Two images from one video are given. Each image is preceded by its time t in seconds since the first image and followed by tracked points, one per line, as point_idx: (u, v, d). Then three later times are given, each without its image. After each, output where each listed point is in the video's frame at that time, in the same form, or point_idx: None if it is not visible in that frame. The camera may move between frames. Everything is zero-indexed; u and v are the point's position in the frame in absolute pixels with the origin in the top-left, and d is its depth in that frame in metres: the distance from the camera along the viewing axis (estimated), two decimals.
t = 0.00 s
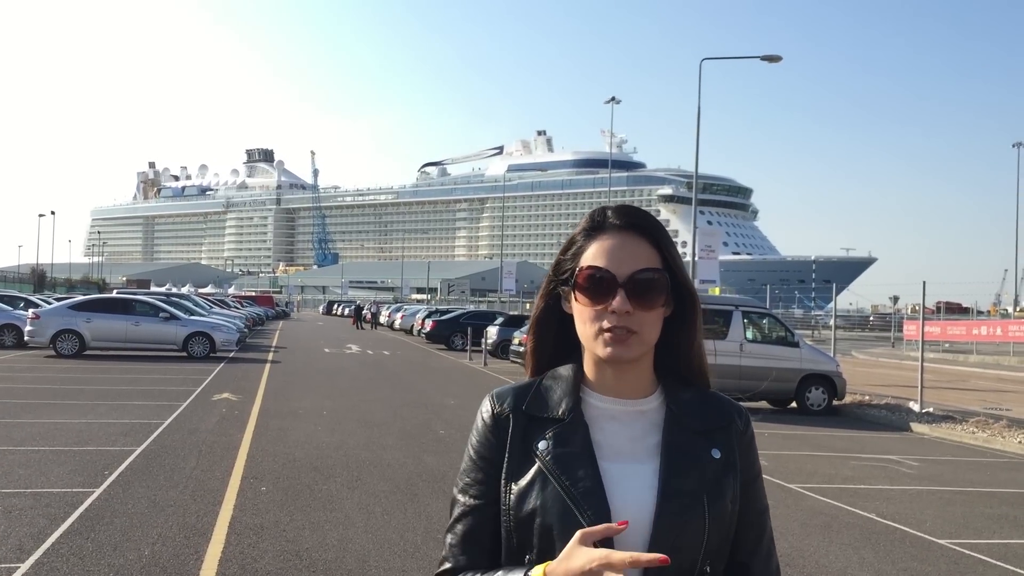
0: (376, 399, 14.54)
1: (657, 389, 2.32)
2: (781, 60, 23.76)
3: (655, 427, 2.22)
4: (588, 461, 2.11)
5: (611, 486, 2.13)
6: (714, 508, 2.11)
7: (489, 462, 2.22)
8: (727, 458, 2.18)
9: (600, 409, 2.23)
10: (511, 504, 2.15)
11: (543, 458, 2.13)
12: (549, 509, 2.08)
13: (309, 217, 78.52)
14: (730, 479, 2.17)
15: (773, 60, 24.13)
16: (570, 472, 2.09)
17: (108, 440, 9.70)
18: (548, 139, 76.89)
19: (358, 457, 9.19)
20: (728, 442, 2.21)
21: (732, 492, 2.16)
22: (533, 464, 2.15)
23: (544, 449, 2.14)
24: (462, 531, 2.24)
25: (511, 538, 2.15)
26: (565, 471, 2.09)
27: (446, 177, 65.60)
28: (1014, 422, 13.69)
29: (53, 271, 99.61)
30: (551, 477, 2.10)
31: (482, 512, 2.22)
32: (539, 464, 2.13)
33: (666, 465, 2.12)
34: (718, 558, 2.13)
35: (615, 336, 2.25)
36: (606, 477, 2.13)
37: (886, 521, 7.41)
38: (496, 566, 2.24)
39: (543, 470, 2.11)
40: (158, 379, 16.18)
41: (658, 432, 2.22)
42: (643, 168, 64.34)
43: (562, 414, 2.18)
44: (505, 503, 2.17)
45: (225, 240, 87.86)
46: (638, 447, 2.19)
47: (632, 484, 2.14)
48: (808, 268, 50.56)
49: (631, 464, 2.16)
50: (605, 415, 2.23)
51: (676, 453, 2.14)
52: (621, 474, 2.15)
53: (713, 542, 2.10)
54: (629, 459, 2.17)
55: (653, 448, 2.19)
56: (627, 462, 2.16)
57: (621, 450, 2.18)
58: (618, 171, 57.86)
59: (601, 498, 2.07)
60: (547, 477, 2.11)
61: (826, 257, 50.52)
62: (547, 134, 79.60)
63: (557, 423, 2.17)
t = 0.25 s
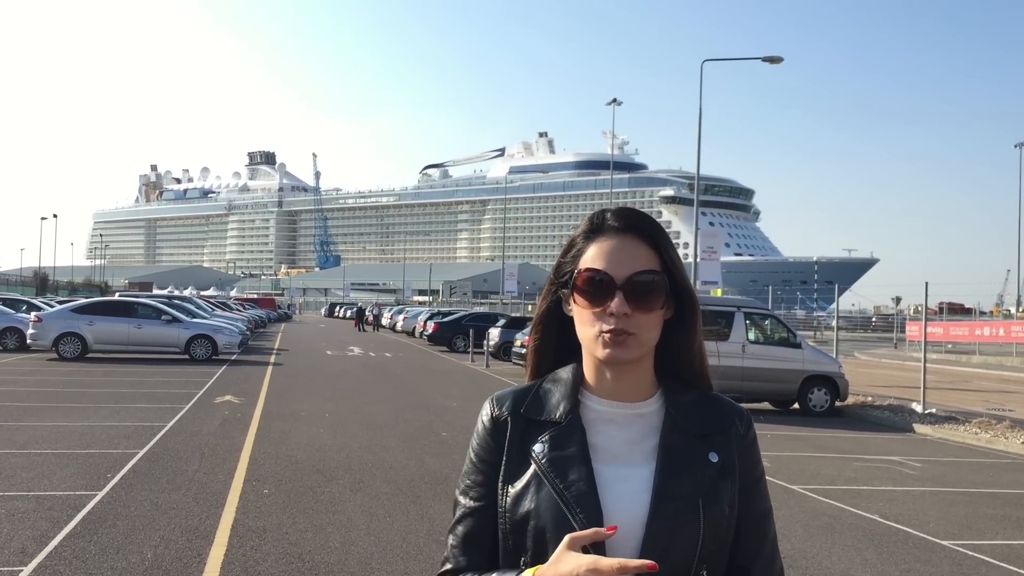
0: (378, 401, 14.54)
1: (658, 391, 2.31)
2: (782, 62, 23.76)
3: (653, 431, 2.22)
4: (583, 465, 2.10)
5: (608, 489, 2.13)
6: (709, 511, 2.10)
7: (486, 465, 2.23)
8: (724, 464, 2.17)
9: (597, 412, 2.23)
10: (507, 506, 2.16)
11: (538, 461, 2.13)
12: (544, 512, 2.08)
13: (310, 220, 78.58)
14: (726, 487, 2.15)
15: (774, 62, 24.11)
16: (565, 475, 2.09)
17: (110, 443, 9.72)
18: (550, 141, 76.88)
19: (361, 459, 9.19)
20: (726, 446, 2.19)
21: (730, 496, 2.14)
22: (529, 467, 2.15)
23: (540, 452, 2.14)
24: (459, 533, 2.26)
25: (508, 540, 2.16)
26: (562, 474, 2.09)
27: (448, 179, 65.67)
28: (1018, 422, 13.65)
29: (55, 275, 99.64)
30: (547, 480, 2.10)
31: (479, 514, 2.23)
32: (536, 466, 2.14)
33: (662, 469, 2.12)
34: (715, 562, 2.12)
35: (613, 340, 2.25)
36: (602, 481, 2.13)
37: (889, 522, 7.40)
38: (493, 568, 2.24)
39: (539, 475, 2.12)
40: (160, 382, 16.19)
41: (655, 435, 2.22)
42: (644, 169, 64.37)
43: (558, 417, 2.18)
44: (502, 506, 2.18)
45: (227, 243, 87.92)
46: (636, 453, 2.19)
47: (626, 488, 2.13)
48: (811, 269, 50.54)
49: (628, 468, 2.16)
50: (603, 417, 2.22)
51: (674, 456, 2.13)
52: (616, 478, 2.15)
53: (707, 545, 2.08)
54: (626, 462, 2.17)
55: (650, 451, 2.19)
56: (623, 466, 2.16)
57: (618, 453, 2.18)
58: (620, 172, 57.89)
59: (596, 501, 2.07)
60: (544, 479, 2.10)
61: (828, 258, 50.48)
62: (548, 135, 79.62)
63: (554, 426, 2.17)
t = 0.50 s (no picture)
0: (381, 404, 14.55)
1: (653, 394, 2.32)
2: (784, 64, 23.79)
3: (647, 432, 2.23)
4: (575, 468, 2.11)
5: (600, 492, 2.13)
6: (701, 515, 2.10)
7: (481, 470, 2.25)
8: (719, 466, 2.16)
9: (591, 416, 2.24)
10: (502, 509, 2.17)
11: (531, 465, 2.15)
12: (536, 518, 2.10)
13: (312, 223, 78.62)
14: (720, 488, 2.15)
15: (776, 64, 24.14)
16: (557, 479, 2.10)
17: (113, 446, 9.74)
18: (551, 144, 76.94)
19: (363, 462, 9.20)
20: (722, 449, 2.19)
21: (723, 499, 2.14)
22: (523, 471, 2.17)
23: (532, 456, 2.16)
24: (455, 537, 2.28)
25: (502, 543, 2.17)
26: (553, 478, 2.11)
27: (449, 181, 65.71)
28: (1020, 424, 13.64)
29: (57, 278, 99.72)
30: (540, 484, 2.12)
31: (474, 518, 2.25)
32: (529, 471, 2.15)
33: (654, 471, 2.12)
34: (709, 565, 2.13)
35: (609, 342, 2.26)
36: (595, 484, 2.14)
37: (891, 524, 7.39)
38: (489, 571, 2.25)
39: (534, 478, 2.13)
40: (162, 385, 16.21)
41: (649, 436, 2.22)
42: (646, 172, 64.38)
43: (553, 421, 2.19)
44: (495, 509, 2.20)
45: (229, 246, 87.97)
46: (630, 454, 2.19)
47: (619, 490, 2.14)
48: (813, 271, 50.50)
49: (620, 471, 2.16)
50: (598, 420, 2.23)
51: (667, 458, 2.13)
52: (609, 480, 2.15)
53: (700, 549, 2.08)
54: (618, 466, 2.17)
55: (643, 453, 2.19)
56: (616, 468, 2.17)
57: (611, 456, 2.19)
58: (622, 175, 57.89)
59: (588, 506, 2.08)
60: (538, 483, 2.12)
61: (830, 260, 50.44)
62: (550, 138, 79.67)
63: (549, 430, 2.18)
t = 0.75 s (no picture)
0: (383, 405, 14.56)
1: (651, 394, 2.32)
2: (786, 65, 23.80)
3: (644, 434, 2.23)
4: (572, 471, 2.11)
5: (597, 495, 2.13)
6: (697, 517, 2.09)
7: (480, 474, 2.26)
8: (716, 468, 2.15)
9: (587, 417, 2.24)
10: (500, 512, 2.18)
11: (528, 469, 2.15)
12: (534, 520, 2.10)
13: (315, 224, 78.71)
14: (717, 489, 2.14)
15: (778, 64, 24.15)
16: (555, 482, 2.10)
17: (116, 448, 9.75)
18: (553, 145, 76.98)
19: (365, 464, 9.21)
20: (719, 450, 2.18)
21: (719, 501, 2.13)
22: (520, 475, 2.17)
23: (529, 459, 2.16)
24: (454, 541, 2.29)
25: (500, 547, 2.18)
26: (550, 481, 2.11)
27: (452, 183, 65.77)
28: None
29: (60, 280, 99.88)
30: (537, 487, 2.12)
31: (473, 521, 2.26)
32: (526, 474, 2.16)
33: (652, 473, 2.12)
34: (706, 567, 2.12)
35: (607, 341, 2.25)
36: (593, 486, 2.14)
37: (894, 525, 7.39)
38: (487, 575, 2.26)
39: (532, 479, 2.13)
40: (165, 387, 16.23)
41: (648, 437, 2.22)
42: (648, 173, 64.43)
43: (550, 424, 2.19)
44: (494, 512, 2.21)
45: (232, 248, 88.07)
46: (627, 455, 2.19)
47: (616, 492, 2.14)
48: (815, 272, 50.49)
49: (619, 472, 2.16)
50: (595, 423, 2.24)
51: (663, 460, 2.13)
52: (607, 483, 2.15)
53: (696, 551, 2.07)
54: (616, 467, 2.17)
55: (640, 456, 2.19)
56: (613, 470, 2.16)
57: (609, 458, 2.18)
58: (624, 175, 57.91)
59: (586, 507, 2.08)
60: (536, 485, 2.12)
61: (833, 261, 50.43)
62: (552, 139, 79.75)
63: (546, 433, 2.18)
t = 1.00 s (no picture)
0: (388, 405, 14.56)
1: (652, 395, 2.32)
2: (791, 63, 23.75)
3: (646, 433, 2.23)
4: (573, 474, 2.11)
5: (598, 497, 2.13)
6: (698, 518, 2.08)
7: (482, 479, 2.26)
8: (717, 468, 2.15)
9: (588, 420, 2.24)
10: (502, 515, 2.18)
11: (530, 471, 2.15)
12: (536, 523, 2.10)
13: (319, 224, 78.78)
14: (717, 490, 2.14)
15: (782, 63, 24.09)
16: (555, 484, 2.11)
17: (122, 448, 9.77)
18: (557, 144, 76.95)
19: (370, 463, 9.22)
20: (719, 449, 2.18)
21: (719, 502, 2.13)
22: (522, 477, 2.18)
23: (532, 462, 2.16)
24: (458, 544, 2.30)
25: (503, 550, 2.19)
26: (551, 484, 2.11)
27: (456, 182, 65.78)
28: None
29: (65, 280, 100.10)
30: (538, 491, 2.12)
31: (477, 526, 2.26)
32: (528, 478, 2.16)
33: (653, 474, 2.12)
34: (708, 569, 2.12)
35: (608, 341, 2.25)
36: (595, 489, 2.14)
37: (900, 524, 7.37)
38: None
39: (534, 482, 2.14)
40: (171, 387, 16.26)
41: (648, 437, 2.22)
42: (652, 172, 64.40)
43: (551, 426, 2.19)
44: (496, 516, 2.21)
45: (237, 248, 88.18)
46: (627, 456, 2.19)
47: (618, 494, 2.14)
48: (820, 270, 50.40)
49: (619, 474, 2.16)
50: (595, 425, 2.24)
51: (663, 461, 2.13)
52: (608, 485, 2.16)
53: (698, 552, 2.07)
54: (616, 470, 2.17)
55: (641, 457, 2.19)
56: (613, 473, 2.17)
57: (609, 460, 2.19)
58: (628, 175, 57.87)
59: (586, 509, 2.08)
60: (537, 489, 2.12)
61: (838, 260, 50.33)
62: (556, 138, 79.72)
63: (547, 435, 2.19)
